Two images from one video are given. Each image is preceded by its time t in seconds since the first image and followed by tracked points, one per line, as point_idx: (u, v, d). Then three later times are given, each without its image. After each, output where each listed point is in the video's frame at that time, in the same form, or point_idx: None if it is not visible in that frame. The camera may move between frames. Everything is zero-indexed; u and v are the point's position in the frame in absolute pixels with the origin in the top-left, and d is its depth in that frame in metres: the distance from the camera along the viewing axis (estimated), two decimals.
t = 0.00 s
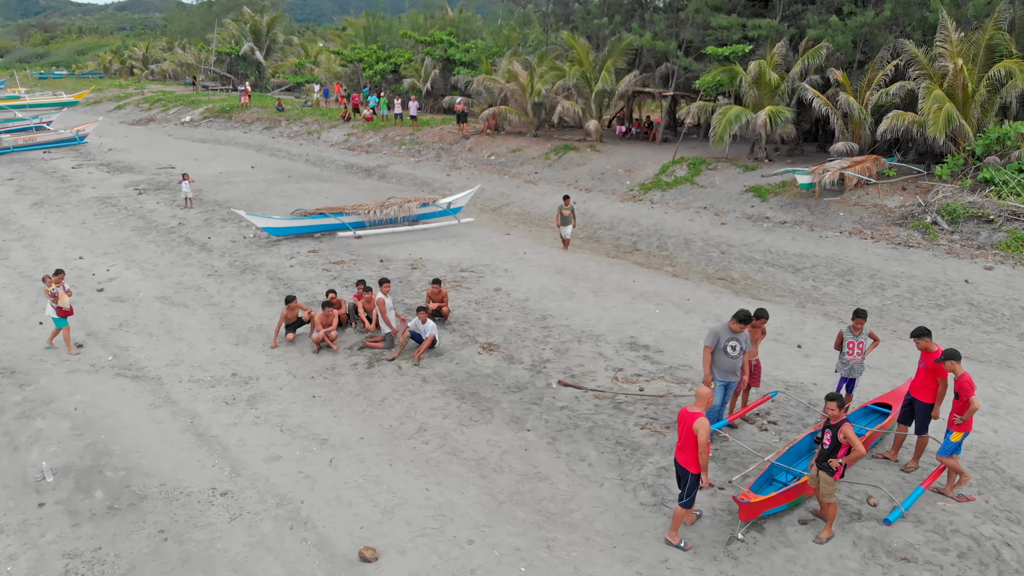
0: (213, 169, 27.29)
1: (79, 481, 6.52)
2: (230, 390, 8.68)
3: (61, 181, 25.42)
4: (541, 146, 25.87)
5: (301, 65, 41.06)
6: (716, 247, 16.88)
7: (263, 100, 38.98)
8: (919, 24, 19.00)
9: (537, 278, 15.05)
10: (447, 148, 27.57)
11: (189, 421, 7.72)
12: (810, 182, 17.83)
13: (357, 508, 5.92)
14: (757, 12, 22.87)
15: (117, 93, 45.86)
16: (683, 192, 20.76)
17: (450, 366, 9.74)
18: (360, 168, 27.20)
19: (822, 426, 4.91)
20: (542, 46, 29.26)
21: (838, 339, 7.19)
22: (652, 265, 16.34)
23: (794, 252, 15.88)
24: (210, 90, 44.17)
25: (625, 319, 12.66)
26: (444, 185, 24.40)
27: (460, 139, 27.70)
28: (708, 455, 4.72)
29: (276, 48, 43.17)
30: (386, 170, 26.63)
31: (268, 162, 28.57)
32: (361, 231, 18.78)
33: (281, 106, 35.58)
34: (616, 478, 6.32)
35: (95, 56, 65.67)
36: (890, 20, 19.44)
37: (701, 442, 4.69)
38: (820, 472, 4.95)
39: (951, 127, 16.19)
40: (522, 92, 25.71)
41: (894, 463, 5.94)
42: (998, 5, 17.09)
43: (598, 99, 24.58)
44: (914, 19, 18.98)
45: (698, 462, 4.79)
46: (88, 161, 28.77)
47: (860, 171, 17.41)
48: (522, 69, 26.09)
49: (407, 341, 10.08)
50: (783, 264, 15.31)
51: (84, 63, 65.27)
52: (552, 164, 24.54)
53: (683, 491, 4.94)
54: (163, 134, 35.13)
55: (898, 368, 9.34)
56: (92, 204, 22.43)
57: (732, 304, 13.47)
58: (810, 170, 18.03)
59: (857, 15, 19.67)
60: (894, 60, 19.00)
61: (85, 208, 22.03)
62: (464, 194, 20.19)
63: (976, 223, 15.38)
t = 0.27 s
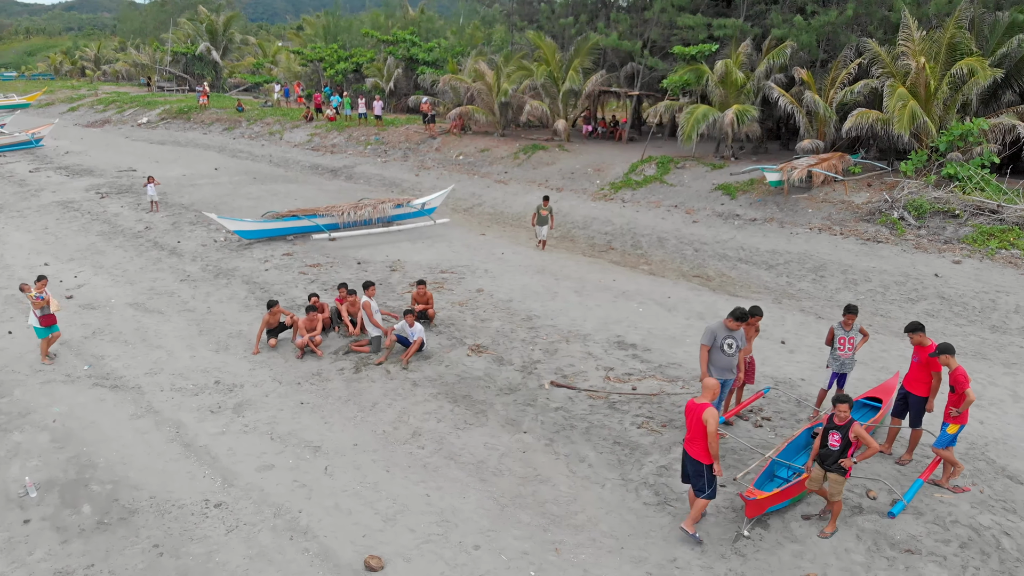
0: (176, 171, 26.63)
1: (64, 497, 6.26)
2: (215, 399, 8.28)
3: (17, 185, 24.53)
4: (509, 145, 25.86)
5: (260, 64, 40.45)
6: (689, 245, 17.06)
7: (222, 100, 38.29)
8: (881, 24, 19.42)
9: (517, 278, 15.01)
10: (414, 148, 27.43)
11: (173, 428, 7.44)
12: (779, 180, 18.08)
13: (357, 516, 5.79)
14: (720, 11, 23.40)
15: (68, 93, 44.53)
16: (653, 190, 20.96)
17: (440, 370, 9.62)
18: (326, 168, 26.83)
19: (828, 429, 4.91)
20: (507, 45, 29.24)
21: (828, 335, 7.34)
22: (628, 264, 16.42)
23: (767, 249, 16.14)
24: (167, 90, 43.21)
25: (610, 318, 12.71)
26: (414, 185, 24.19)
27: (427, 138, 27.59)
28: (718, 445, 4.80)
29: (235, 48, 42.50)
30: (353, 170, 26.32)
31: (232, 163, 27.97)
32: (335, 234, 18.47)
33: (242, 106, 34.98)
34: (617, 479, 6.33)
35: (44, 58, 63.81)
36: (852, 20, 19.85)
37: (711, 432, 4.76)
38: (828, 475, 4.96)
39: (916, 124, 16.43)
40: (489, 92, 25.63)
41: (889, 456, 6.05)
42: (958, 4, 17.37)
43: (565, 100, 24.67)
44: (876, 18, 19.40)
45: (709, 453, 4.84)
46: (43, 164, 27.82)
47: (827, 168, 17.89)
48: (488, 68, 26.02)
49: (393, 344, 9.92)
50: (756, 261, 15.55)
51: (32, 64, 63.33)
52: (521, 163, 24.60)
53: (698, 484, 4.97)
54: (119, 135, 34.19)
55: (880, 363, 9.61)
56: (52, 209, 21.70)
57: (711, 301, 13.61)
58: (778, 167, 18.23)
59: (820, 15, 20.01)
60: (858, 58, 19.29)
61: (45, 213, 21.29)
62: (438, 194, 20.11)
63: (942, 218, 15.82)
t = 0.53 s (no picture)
0: (138, 173, 25.93)
1: (52, 511, 6.04)
2: (201, 407, 7.90)
3: None
4: (478, 145, 25.82)
5: (217, 63, 39.67)
6: (664, 243, 17.23)
7: (181, 101, 37.52)
8: (843, 22, 19.73)
9: (499, 278, 14.98)
10: (380, 148, 27.23)
11: (161, 434, 7.19)
12: (748, 178, 18.42)
13: (360, 524, 5.67)
14: (685, 11, 23.59)
15: (17, 95, 43.12)
16: (624, 189, 21.11)
17: (430, 372, 9.45)
18: (292, 169, 26.47)
19: (834, 428, 4.94)
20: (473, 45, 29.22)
21: (819, 332, 7.48)
22: (605, 263, 16.49)
23: (739, 246, 16.39)
24: (122, 91, 42.18)
25: (595, 317, 12.74)
26: (383, 185, 23.90)
27: (394, 138, 27.42)
28: (727, 438, 4.98)
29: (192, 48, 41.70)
30: (319, 171, 25.99)
31: (195, 165, 27.36)
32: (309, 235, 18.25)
33: (202, 107, 34.33)
34: (619, 479, 6.37)
35: None
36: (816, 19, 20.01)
37: (720, 425, 4.96)
38: (833, 473, 5.03)
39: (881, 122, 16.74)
40: (456, 92, 25.56)
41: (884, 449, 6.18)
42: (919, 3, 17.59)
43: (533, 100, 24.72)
44: (838, 18, 19.73)
45: (718, 446, 5.03)
46: None
47: (795, 165, 18.12)
48: (454, 67, 25.94)
49: (382, 348, 9.70)
50: (731, 258, 15.78)
51: None
52: (491, 163, 24.57)
53: (711, 478, 5.14)
54: (75, 138, 33.21)
55: (864, 358, 9.90)
56: (11, 214, 20.97)
57: (692, 298, 13.74)
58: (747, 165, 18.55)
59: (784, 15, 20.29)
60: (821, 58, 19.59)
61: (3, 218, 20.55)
62: (413, 195, 20.01)
63: (909, 213, 16.19)
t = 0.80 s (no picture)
0: (91, 176, 25.05)
1: (36, 528, 5.81)
2: (181, 416, 7.52)
3: None
4: (440, 144, 25.70)
5: (167, 63, 38.70)
6: (633, 241, 17.42)
7: (131, 103, 36.49)
8: (799, 21, 20.34)
9: (475, 278, 14.94)
10: (339, 148, 26.93)
11: (141, 445, 6.92)
12: (712, 175, 18.69)
13: (359, 530, 5.56)
14: (643, 11, 23.79)
15: None
16: (589, 188, 21.28)
17: (416, 375, 9.28)
18: (250, 170, 25.97)
19: (830, 425, 5.06)
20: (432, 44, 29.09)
21: (804, 326, 7.70)
22: (576, 261, 16.56)
23: (706, 243, 16.68)
24: (67, 93, 40.78)
25: (575, 316, 12.80)
26: (345, 186, 23.51)
27: (354, 138, 27.14)
28: (731, 430, 5.16)
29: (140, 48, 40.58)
30: (278, 172, 25.54)
31: (150, 167, 26.56)
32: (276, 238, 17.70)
33: (153, 108, 33.44)
34: (617, 476, 6.47)
35: None
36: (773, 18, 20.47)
37: (725, 418, 5.13)
38: (833, 468, 5.17)
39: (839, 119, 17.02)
40: (417, 91, 25.36)
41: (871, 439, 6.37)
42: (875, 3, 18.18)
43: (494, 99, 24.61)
44: (795, 17, 20.32)
45: (722, 438, 5.20)
46: None
47: (756, 162, 18.52)
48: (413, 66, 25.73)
49: (365, 351, 9.37)
50: (699, 255, 16.05)
51: None
52: (454, 163, 24.46)
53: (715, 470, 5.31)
54: (19, 140, 31.93)
55: (841, 351, 10.23)
56: None
57: (667, 295, 13.92)
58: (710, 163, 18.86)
59: (741, 14, 20.62)
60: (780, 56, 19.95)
61: None
62: (381, 194, 19.43)
63: (869, 208, 16.56)
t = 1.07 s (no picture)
0: (25, 181, 23.85)
1: (4, 550, 5.49)
2: (149, 427, 7.14)
3: None
4: (390, 144, 25.43)
5: (102, 64, 37.30)
6: (591, 239, 17.62)
7: (64, 105, 35.03)
8: (745, 21, 20.64)
9: (441, 279, 14.86)
10: (286, 148, 26.40)
11: (110, 458, 6.59)
12: (664, 174, 19.09)
13: (346, 537, 5.41)
14: (590, 11, 23.99)
15: None
16: (543, 187, 21.42)
17: (391, 378, 9.07)
18: (194, 173, 25.20)
19: (808, 419, 5.23)
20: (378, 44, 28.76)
21: (778, 318, 8.25)
22: (536, 260, 16.60)
23: (661, 240, 16.99)
24: None
25: (545, 314, 12.85)
26: (295, 187, 22.98)
27: (300, 138, 26.64)
28: (720, 422, 5.41)
29: (72, 48, 39.03)
30: (224, 174, 24.85)
31: (89, 171, 25.47)
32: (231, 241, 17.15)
33: (88, 110, 32.14)
34: (603, 472, 6.55)
35: None
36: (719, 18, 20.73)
37: (716, 410, 5.37)
38: (815, 461, 5.33)
39: (786, 117, 17.50)
40: (364, 90, 24.98)
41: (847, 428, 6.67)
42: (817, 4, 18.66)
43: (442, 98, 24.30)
44: (740, 17, 20.59)
45: (712, 428, 5.45)
46: None
47: (706, 160, 18.97)
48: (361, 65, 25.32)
49: (337, 355, 9.05)
50: (656, 252, 16.34)
51: None
52: (406, 163, 24.25)
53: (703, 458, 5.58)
54: None
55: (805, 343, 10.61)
56: None
57: (631, 291, 14.12)
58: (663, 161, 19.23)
59: (688, 14, 20.85)
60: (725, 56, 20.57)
61: None
62: (336, 196, 18.95)
63: (818, 203, 17.04)
